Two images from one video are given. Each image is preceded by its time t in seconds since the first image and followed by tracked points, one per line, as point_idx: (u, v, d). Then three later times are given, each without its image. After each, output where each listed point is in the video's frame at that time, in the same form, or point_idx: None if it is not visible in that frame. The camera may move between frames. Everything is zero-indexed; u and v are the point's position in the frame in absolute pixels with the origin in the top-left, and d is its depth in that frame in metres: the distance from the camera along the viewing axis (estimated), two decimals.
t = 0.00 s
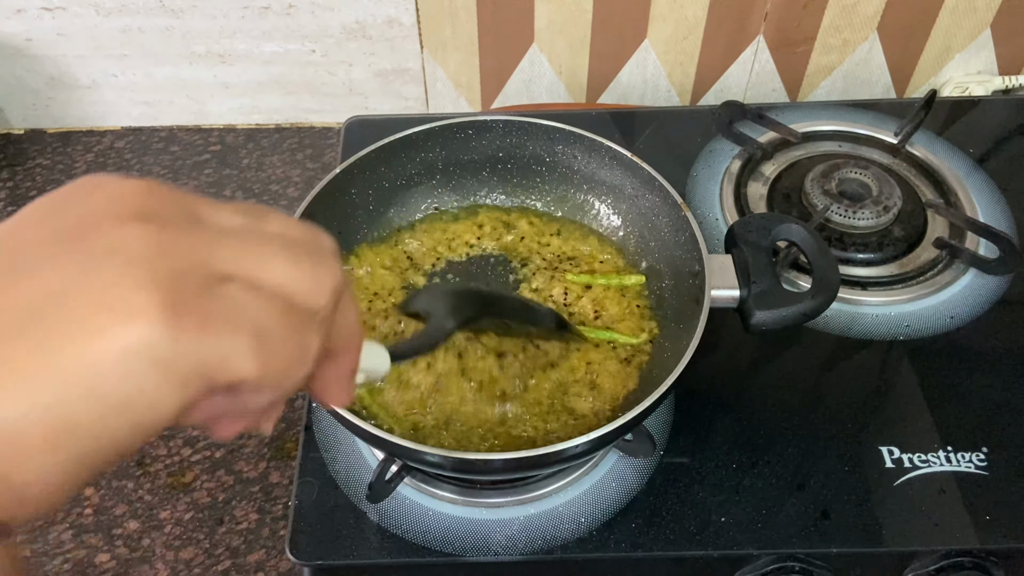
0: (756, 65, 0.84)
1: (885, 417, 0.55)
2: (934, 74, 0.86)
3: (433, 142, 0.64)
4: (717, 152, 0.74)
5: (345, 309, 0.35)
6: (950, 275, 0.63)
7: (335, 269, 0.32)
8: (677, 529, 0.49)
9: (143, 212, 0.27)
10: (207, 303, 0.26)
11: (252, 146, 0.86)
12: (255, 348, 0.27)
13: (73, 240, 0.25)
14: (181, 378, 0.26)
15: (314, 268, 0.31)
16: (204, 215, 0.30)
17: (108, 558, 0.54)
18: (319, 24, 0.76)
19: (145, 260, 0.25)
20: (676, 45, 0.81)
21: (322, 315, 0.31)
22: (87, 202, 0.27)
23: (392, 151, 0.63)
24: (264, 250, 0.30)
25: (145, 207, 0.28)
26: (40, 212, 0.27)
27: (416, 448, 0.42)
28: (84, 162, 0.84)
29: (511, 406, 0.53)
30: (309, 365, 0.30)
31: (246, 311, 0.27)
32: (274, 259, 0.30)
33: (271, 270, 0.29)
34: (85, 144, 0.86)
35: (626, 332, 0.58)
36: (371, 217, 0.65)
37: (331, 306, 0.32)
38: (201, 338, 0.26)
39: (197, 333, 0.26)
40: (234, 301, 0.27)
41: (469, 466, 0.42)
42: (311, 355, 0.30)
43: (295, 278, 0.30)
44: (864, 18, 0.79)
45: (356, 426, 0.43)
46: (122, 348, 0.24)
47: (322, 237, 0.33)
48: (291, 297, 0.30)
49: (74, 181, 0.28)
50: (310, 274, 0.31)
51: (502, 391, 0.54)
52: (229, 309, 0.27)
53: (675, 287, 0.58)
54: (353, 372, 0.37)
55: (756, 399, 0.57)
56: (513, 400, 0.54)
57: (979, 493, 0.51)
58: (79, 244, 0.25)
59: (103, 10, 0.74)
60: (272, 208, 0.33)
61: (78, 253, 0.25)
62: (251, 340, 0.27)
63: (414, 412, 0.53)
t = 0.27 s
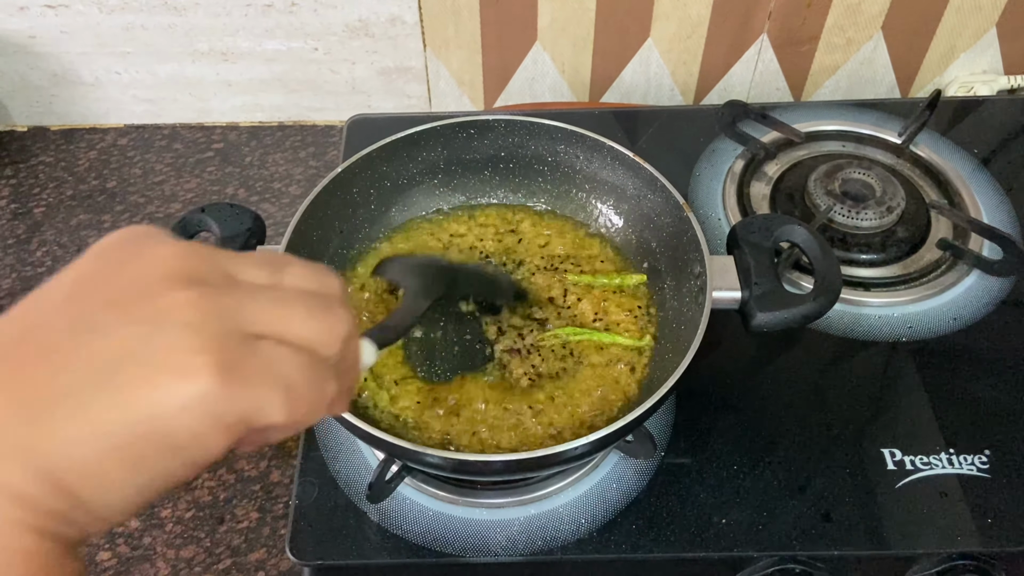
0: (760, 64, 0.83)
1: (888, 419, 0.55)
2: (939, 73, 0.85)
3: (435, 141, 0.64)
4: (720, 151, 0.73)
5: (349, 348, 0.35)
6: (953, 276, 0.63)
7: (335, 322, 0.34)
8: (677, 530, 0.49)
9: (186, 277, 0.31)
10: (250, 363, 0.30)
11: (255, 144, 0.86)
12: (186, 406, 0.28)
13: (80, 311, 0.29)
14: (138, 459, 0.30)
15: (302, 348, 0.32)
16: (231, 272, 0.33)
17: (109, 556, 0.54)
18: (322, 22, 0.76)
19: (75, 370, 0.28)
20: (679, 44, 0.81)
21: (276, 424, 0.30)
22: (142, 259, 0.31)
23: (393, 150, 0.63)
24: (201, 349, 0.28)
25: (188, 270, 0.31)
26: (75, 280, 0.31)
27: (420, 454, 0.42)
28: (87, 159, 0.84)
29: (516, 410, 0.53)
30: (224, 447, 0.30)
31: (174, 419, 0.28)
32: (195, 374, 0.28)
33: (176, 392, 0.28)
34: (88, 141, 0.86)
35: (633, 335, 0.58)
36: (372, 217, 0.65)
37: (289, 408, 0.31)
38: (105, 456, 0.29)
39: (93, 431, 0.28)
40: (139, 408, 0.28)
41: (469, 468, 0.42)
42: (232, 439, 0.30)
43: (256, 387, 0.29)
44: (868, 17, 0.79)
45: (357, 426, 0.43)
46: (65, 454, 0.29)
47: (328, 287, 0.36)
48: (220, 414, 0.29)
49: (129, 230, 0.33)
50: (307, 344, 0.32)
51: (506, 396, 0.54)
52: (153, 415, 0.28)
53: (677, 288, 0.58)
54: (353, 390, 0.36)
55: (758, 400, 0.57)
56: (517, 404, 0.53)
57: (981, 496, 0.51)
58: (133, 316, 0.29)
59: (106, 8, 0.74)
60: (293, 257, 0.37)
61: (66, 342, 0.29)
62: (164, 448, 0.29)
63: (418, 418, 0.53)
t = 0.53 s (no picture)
0: (769, 58, 0.82)
1: (899, 418, 0.54)
2: (950, 68, 0.84)
3: (439, 135, 0.63)
4: (728, 146, 0.72)
5: (306, 447, 0.36)
6: (966, 273, 0.62)
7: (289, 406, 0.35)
8: (685, 530, 0.48)
9: (90, 373, 0.30)
10: (175, 462, 0.29)
11: (258, 138, 0.85)
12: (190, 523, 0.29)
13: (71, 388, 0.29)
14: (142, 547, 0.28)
15: (269, 409, 0.34)
16: (158, 364, 0.33)
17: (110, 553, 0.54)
18: (325, 15, 0.75)
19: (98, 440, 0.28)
20: (687, 38, 0.80)
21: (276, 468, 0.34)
22: (58, 346, 0.31)
23: (397, 144, 0.62)
24: (225, 400, 0.33)
25: (95, 366, 0.31)
26: (100, 339, 0.32)
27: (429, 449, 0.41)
28: (89, 153, 0.83)
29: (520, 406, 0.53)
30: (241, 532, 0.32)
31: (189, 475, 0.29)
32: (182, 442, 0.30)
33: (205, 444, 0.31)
34: (89, 135, 0.85)
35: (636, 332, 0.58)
36: (376, 210, 0.65)
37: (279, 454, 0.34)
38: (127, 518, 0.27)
39: (139, 511, 0.27)
40: (167, 468, 0.29)
41: (474, 467, 0.42)
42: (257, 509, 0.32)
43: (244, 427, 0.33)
44: (879, 10, 0.78)
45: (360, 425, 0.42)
46: (50, 539, 0.26)
47: (283, 377, 0.37)
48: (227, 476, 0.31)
49: (44, 317, 0.33)
50: (258, 418, 0.33)
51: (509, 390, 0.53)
52: (168, 481, 0.29)
53: (684, 283, 0.58)
54: (314, 496, 0.38)
55: (767, 398, 0.56)
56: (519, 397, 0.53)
57: (994, 496, 0.50)
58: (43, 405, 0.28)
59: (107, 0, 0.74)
60: (238, 345, 0.38)
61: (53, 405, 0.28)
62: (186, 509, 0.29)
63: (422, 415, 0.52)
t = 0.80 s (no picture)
0: (774, 55, 0.81)
1: (905, 419, 0.54)
2: (957, 65, 0.83)
3: (441, 133, 0.63)
4: (733, 143, 0.72)
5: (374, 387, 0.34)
6: (973, 272, 0.61)
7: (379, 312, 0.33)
8: (689, 532, 0.48)
9: (241, 255, 0.31)
10: (293, 334, 0.29)
11: (259, 135, 0.85)
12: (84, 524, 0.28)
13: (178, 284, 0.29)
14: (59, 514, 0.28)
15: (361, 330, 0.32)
16: (283, 255, 0.33)
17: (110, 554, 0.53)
18: (327, 11, 0.75)
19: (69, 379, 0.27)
20: (691, 34, 0.79)
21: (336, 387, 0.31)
22: (200, 239, 0.32)
23: (399, 142, 0.62)
24: (301, 318, 0.30)
25: (247, 253, 0.31)
26: (143, 254, 0.31)
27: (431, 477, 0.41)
28: (89, 150, 0.83)
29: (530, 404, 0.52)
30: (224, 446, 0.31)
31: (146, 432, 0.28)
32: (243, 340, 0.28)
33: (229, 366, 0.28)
34: (90, 132, 0.85)
35: (643, 329, 0.57)
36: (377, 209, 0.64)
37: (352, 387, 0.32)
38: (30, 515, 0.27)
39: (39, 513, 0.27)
40: (309, 332, 0.30)
41: (476, 469, 0.41)
42: (360, 381, 0.32)
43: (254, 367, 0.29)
44: (885, 7, 0.77)
45: (361, 426, 0.42)
46: (126, 415, 0.28)
47: (362, 335, 0.32)
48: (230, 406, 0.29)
49: (195, 212, 0.34)
50: (337, 370, 0.30)
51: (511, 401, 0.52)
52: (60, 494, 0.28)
53: (689, 282, 0.57)
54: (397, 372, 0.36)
55: (772, 399, 0.55)
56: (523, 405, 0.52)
57: (1002, 498, 0.50)
58: (197, 280, 0.29)
59: None
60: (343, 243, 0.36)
61: (185, 290, 0.29)
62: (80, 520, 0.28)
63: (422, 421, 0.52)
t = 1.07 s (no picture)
0: (775, 55, 0.81)
1: (905, 421, 0.54)
2: (958, 65, 0.83)
3: (441, 133, 0.63)
4: (733, 144, 0.72)
5: (240, 413, 0.35)
6: (974, 274, 0.61)
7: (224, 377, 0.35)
8: (688, 535, 0.48)
9: (39, 336, 0.31)
10: (117, 415, 0.30)
11: (259, 135, 0.85)
12: (139, 465, 0.29)
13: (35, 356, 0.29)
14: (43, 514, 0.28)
15: (208, 385, 0.34)
16: (100, 334, 0.33)
17: (110, 554, 0.53)
18: (327, 11, 0.75)
19: (54, 384, 0.29)
20: (692, 34, 0.79)
21: (203, 429, 0.33)
22: None
23: (399, 143, 0.62)
24: (150, 370, 0.32)
25: (41, 331, 0.31)
26: None
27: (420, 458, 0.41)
28: (89, 149, 0.83)
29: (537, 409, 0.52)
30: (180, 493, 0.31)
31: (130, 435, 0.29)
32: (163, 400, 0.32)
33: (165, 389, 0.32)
34: (89, 131, 0.84)
35: (641, 331, 0.57)
36: (377, 209, 0.64)
37: (214, 421, 0.33)
38: (87, 460, 0.28)
39: (88, 458, 0.28)
40: (136, 417, 0.30)
41: (475, 472, 0.41)
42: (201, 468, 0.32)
43: (178, 395, 0.32)
44: (886, 7, 0.77)
45: (360, 430, 0.42)
46: None
47: (215, 348, 0.36)
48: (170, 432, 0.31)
49: None
50: (193, 392, 0.33)
51: (505, 393, 0.53)
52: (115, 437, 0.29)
53: (689, 285, 0.57)
54: (245, 461, 0.36)
55: (771, 401, 0.55)
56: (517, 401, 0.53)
57: (1002, 501, 0.49)
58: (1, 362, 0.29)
59: None
60: (172, 317, 0.37)
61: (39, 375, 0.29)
62: (137, 458, 0.29)
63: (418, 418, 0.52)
